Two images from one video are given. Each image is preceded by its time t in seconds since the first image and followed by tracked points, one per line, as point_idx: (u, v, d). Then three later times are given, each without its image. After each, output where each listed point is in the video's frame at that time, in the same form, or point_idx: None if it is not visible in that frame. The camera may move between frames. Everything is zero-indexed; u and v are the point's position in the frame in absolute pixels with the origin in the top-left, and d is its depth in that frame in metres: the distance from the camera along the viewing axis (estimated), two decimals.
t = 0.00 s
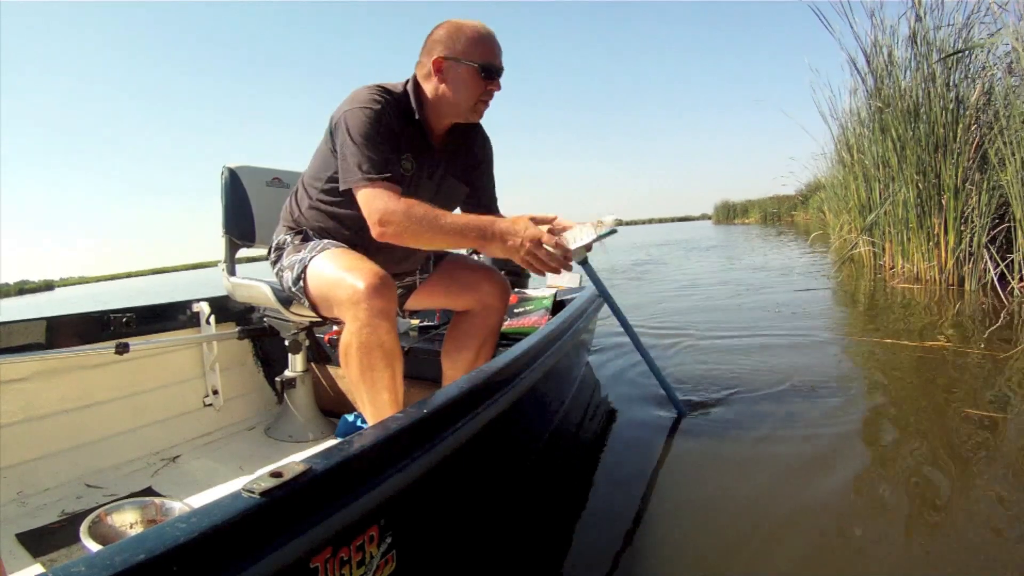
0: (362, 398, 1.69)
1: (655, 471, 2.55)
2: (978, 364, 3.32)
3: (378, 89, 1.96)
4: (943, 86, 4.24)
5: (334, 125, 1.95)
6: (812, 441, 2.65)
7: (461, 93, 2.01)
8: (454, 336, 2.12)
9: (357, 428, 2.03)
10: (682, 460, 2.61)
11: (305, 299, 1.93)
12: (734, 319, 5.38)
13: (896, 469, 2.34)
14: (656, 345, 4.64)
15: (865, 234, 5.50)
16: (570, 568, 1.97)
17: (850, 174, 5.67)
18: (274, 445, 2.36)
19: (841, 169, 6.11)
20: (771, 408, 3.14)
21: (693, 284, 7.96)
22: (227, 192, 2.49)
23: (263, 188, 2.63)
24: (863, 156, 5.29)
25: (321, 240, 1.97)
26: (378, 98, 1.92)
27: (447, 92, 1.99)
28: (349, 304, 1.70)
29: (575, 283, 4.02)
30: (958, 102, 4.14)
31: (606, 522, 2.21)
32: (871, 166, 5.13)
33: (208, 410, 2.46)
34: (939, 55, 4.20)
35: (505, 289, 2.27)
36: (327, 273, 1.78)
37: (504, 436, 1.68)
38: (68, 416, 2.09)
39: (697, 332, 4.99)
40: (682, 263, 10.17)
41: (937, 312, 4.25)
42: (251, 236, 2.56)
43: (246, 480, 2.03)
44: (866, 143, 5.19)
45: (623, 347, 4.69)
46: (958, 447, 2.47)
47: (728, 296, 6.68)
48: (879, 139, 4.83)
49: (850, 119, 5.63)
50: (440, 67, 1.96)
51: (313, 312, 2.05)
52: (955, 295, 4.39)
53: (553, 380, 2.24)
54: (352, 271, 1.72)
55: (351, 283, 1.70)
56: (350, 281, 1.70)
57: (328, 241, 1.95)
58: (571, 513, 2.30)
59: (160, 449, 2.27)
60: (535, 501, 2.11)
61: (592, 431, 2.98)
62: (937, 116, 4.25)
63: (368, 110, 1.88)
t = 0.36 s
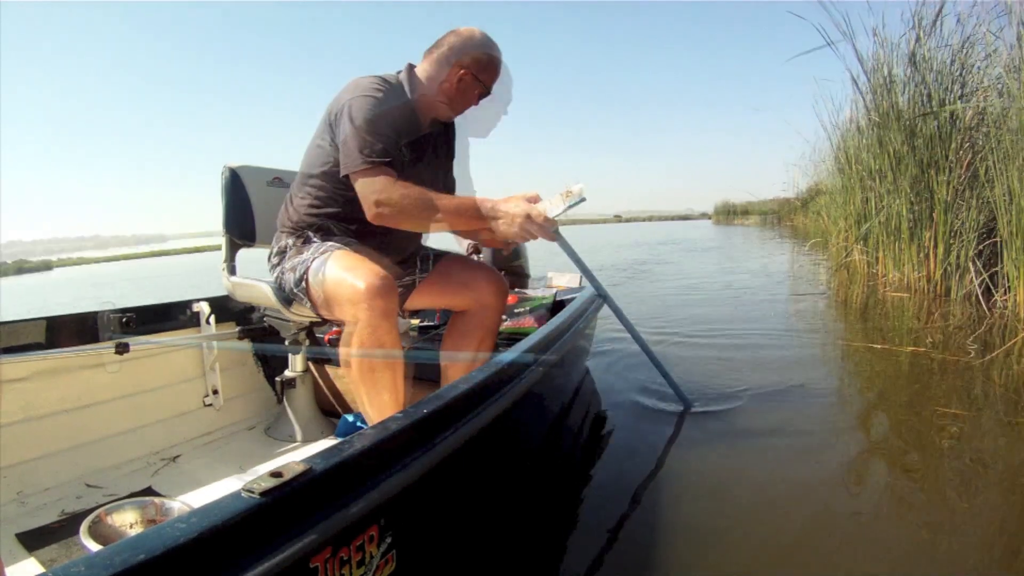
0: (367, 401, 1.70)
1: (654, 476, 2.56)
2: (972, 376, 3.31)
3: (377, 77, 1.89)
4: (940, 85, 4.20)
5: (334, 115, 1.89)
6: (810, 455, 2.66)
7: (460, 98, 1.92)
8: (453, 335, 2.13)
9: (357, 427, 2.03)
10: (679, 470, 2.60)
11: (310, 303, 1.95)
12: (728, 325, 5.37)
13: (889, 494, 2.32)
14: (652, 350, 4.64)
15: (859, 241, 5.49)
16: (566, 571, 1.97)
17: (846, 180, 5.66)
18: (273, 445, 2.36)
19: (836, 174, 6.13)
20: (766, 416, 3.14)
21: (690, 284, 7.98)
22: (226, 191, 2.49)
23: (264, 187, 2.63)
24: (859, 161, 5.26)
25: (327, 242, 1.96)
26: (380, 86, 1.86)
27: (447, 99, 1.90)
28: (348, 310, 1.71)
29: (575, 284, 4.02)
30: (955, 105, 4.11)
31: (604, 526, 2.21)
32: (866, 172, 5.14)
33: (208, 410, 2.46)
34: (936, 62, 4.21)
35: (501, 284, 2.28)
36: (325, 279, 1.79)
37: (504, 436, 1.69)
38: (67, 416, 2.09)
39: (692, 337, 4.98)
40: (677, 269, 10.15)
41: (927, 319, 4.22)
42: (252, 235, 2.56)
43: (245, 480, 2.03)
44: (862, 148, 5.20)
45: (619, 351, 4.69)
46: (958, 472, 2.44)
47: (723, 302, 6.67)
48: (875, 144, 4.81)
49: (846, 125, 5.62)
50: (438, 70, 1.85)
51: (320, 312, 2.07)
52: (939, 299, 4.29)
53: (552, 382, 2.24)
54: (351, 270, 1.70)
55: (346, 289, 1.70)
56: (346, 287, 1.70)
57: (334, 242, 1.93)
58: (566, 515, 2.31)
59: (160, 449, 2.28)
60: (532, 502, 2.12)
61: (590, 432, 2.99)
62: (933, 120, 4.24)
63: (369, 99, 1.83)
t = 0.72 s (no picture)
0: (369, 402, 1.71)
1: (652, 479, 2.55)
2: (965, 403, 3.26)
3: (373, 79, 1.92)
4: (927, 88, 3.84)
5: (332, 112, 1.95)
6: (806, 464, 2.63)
7: (460, 98, 1.91)
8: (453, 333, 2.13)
9: (357, 427, 2.02)
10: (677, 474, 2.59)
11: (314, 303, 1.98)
12: (724, 332, 5.32)
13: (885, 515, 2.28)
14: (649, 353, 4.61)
15: (856, 247, 5.43)
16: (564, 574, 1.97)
17: (841, 185, 5.61)
18: (273, 445, 2.36)
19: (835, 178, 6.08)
20: (760, 425, 3.11)
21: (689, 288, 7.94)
22: (227, 191, 2.49)
23: (264, 186, 2.63)
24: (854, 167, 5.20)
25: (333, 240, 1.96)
26: (377, 89, 1.90)
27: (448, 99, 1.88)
28: (350, 308, 1.73)
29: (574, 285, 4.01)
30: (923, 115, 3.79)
31: (603, 530, 2.20)
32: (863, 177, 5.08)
33: (208, 410, 2.46)
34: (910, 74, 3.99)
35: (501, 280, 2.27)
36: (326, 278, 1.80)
37: (503, 436, 1.69)
38: (67, 416, 2.09)
39: (688, 342, 4.95)
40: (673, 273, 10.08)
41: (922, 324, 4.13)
42: (253, 234, 2.56)
43: (245, 480, 2.03)
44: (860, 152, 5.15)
45: (616, 354, 4.67)
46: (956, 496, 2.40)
47: (719, 307, 6.61)
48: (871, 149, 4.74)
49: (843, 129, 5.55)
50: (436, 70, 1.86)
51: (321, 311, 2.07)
52: (925, 311, 4.01)
53: (553, 381, 2.24)
54: (358, 268, 1.69)
55: (346, 288, 1.71)
56: (346, 285, 1.71)
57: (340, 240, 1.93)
58: (564, 518, 2.30)
59: (161, 448, 2.28)
60: (530, 504, 2.11)
61: (589, 434, 2.98)
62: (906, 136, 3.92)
63: (366, 101, 1.86)
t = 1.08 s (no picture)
0: (372, 400, 1.71)
1: (652, 480, 2.54)
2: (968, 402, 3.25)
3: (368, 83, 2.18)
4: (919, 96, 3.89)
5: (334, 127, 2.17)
6: (807, 466, 2.62)
7: (452, 89, 2.04)
8: (454, 332, 2.12)
9: (358, 428, 2.02)
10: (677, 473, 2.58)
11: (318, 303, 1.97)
12: (723, 332, 5.31)
13: (889, 515, 2.26)
14: (648, 353, 4.61)
15: (855, 247, 5.41)
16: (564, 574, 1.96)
17: (840, 185, 5.59)
18: (273, 445, 2.36)
19: (832, 178, 6.08)
20: (760, 425, 3.10)
21: (688, 289, 7.94)
22: (228, 191, 2.49)
23: (264, 186, 2.62)
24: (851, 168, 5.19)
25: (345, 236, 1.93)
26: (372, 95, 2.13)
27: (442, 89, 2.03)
28: (359, 307, 1.74)
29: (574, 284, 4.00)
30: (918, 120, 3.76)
31: (603, 530, 2.20)
32: (856, 177, 5.09)
33: (208, 410, 2.46)
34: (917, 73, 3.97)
35: (503, 280, 2.26)
36: (331, 277, 1.80)
37: (503, 436, 1.68)
38: (67, 416, 2.09)
39: (687, 342, 4.94)
40: (672, 273, 10.07)
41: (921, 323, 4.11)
42: (253, 233, 2.55)
43: (245, 480, 2.03)
44: (855, 153, 5.15)
45: (615, 353, 4.66)
46: (962, 497, 2.38)
47: (718, 307, 6.60)
48: (869, 149, 4.72)
49: (841, 129, 5.53)
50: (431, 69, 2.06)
51: (322, 310, 2.06)
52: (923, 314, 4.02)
53: (553, 380, 2.24)
54: (374, 267, 1.69)
55: (355, 288, 1.72)
56: (355, 285, 1.71)
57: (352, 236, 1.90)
58: (563, 517, 2.30)
59: (161, 448, 2.28)
60: (530, 504, 2.11)
61: (588, 434, 2.98)
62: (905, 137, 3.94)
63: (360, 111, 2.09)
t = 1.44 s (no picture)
0: (373, 399, 1.70)
1: (651, 480, 2.54)
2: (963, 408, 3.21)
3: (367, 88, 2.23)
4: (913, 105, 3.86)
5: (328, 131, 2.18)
6: (805, 467, 2.62)
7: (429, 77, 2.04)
8: (454, 332, 2.12)
9: (358, 428, 2.02)
10: (677, 474, 2.57)
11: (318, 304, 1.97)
12: (723, 333, 5.31)
13: (886, 515, 2.26)
14: (647, 354, 4.60)
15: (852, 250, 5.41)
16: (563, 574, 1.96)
17: (839, 187, 5.59)
18: (273, 445, 2.36)
19: (830, 180, 6.09)
20: (759, 426, 3.10)
21: (686, 290, 7.95)
22: (228, 192, 2.50)
23: (264, 186, 2.62)
24: (848, 171, 5.19)
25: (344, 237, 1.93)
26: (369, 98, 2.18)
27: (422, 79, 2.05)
28: (362, 307, 1.73)
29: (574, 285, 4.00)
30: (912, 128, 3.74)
31: (602, 530, 2.20)
32: (853, 179, 5.09)
33: (208, 410, 2.46)
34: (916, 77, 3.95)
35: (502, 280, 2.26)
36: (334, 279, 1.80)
37: (503, 436, 1.68)
38: (67, 416, 2.09)
39: (686, 342, 4.94)
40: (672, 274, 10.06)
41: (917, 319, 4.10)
42: (253, 233, 2.55)
43: (244, 480, 2.03)
44: (852, 155, 5.15)
45: (615, 354, 4.66)
46: (960, 498, 2.37)
47: (718, 308, 6.59)
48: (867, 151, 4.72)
49: (840, 132, 5.53)
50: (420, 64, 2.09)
51: (321, 310, 2.06)
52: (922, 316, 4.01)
53: (553, 380, 2.24)
54: (380, 266, 1.69)
55: (360, 288, 1.71)
56: (360, 285, 1.71)
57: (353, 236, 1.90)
58: (563, 517, 2.30)
59: (161, 449, 2.28)
60: (529, 504, 2.11)
61: (588, 434, 2.98)
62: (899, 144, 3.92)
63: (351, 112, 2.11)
